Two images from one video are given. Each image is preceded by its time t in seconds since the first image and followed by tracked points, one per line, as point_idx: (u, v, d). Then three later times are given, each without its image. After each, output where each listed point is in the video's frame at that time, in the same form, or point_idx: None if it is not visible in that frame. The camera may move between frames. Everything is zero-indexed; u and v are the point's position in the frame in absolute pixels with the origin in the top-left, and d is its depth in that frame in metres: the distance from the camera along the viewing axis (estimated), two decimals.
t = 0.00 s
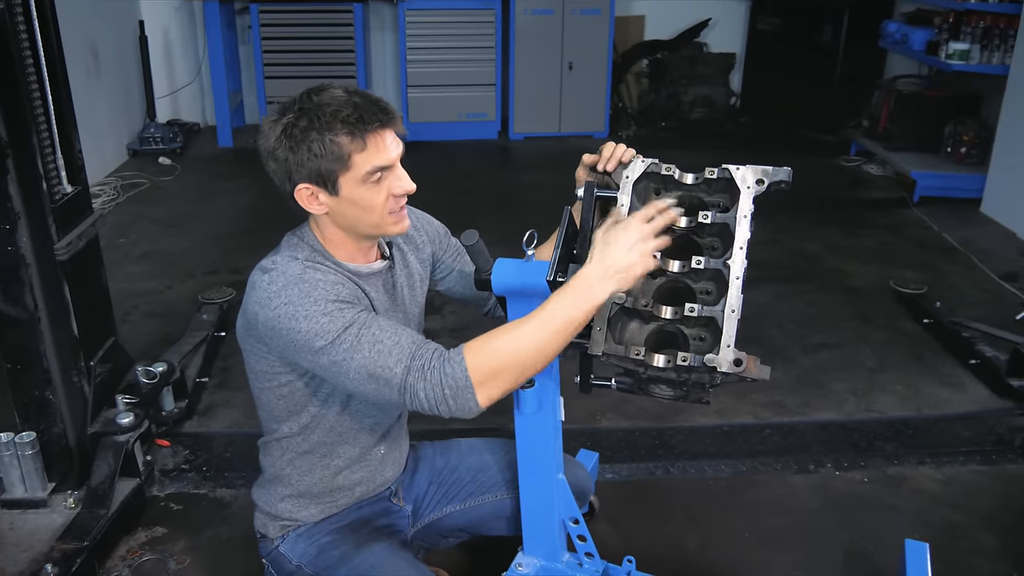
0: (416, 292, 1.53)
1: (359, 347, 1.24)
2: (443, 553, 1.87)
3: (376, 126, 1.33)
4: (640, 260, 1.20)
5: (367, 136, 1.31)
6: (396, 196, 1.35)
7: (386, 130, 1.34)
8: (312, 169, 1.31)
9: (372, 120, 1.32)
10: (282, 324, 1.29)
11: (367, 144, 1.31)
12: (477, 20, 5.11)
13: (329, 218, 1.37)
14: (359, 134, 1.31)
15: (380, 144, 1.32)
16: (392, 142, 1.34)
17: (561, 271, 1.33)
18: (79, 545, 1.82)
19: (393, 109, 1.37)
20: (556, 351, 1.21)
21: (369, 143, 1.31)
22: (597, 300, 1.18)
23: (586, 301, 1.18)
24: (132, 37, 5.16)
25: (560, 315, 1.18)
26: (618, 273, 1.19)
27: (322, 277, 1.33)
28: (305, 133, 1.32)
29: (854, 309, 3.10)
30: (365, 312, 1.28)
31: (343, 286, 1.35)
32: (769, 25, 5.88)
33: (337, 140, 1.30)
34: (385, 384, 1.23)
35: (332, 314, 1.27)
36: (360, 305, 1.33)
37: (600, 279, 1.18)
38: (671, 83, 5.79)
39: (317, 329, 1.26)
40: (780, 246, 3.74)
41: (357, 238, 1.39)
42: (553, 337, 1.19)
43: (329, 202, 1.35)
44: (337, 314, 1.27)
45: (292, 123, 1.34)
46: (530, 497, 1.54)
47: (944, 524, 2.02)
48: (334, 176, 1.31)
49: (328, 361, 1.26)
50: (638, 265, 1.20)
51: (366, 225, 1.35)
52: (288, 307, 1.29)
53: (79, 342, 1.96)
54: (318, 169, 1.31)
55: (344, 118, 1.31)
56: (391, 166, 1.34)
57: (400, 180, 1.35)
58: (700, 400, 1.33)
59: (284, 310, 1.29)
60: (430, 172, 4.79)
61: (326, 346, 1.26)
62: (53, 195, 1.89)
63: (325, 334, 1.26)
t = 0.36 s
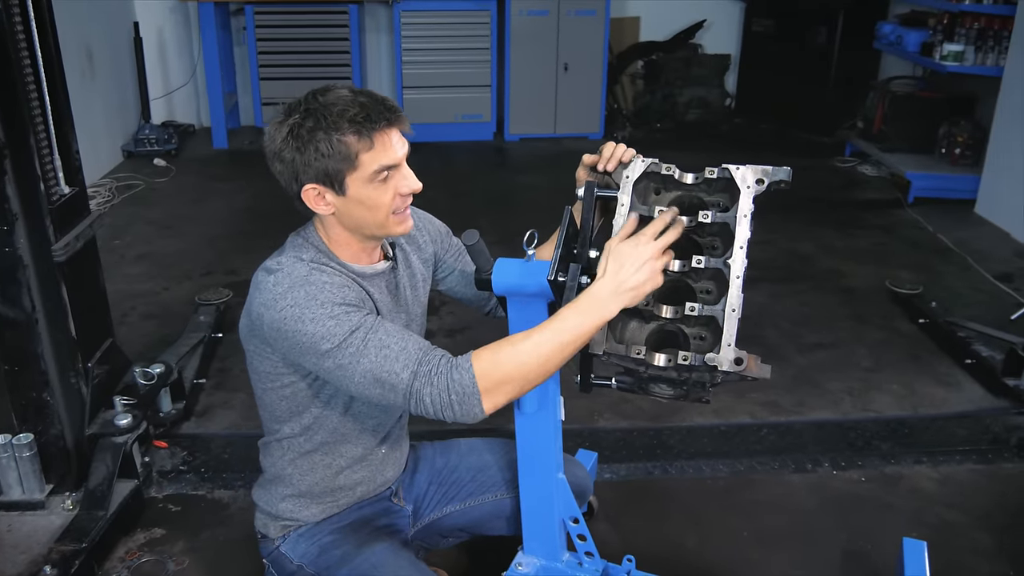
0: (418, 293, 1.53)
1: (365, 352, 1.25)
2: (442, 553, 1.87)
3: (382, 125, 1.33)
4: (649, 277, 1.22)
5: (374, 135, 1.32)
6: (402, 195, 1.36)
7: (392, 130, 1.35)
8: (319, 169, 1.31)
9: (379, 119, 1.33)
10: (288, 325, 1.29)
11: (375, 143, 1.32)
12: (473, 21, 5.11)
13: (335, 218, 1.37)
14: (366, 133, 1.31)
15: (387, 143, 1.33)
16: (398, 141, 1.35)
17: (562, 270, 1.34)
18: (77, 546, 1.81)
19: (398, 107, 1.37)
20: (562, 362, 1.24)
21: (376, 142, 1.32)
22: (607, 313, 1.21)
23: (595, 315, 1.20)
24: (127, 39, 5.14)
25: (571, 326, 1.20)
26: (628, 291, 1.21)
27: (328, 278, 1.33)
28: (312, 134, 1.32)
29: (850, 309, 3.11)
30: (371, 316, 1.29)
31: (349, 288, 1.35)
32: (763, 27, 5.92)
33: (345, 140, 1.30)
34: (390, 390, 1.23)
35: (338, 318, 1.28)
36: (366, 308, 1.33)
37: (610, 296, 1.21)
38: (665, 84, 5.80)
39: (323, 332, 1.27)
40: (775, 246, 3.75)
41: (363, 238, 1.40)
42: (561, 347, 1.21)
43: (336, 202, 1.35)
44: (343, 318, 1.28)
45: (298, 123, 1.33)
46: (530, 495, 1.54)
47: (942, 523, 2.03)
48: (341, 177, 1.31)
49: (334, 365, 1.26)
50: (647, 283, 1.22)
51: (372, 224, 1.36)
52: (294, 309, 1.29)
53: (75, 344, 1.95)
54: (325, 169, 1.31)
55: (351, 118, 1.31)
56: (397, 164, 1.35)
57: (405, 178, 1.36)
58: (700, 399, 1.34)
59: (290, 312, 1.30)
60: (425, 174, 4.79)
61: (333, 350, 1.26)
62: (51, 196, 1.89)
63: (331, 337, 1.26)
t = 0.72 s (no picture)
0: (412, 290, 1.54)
1: (385, 358, 1.26)
2: (439, 551, 1.87)
3: (386, 121, 1.33)
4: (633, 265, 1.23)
5: (376, 130, 1.31)
6: (402, 194, 1.34)
7: (396, 127, 1.34)
8: (320, 159, 1.31)
9: (384, 115, 1.33)
10: (305, 330, 1.29)
11: (376, 137, 1.31)
12: (469, 21, 5.11)
13: (334, 212, 1.36)
14: (369, 127, 1.31)
15: (390, 139, 1.32)
16: (401, 139, 1.34)
17: (562, 270, 1.32)
18: (74, 547, 1.81)
19: (404, 107, 1.38)
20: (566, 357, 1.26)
21: (378, 136, 1.31)
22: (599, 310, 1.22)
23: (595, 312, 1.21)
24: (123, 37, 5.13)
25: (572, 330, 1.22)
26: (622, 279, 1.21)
27: (340, 282, 1.33)
28: (316, 124, 1.31)
29: (846, 308, 3.12)
30: (386, 320, 1.29)
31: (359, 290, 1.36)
32: (760, 27, 5.92)
33: (346, 132, 1.30)
34: (411, 396, 1.25)
35: (356, 323, 1.28)
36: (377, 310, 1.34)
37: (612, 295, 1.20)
38: (662, 84, 5.81)
39: (342, 339, 1.27)
40: (772, 246, 3.76)
41: (361, 236, 1.38)
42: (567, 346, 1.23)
43: (335, 195, 1.34)
44: (360, 323, 1.28)
45: (304, 114, 1.34)
46: (528, 494, 1.53)
47: (938, 523, 2.03)
48: (341, 169, 1.31)
49: (352, 371, 1.27)
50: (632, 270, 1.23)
51: (369, 221, 1.34)
52: (311, 316, 1.29)
53: (72, 343, 1.94)
54: (326, 160, 1.31)
55: (356, 110, 1.31)
56: (398, 162, 1.33)
57: (406, 178, 1.34)
58: (697, 399, 1.34)
59: (307, 316, 1.29)
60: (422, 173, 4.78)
61: (353, 357, 1.27)
62: (47, 195, 1.89)
63: (350, 343, 1.27)
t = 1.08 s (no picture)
0: (413, 295, 1.53)
1: (354, 390, 1.25)
2: (438, 550, 1.87)
3: (403, 128, 1.33)
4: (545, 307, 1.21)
5: (388, 130, 1.32)
6: (389, 201, 1.33)
7: (413, 138, 1.34)
8: (332, 139, 1.34)
9: (404, 122, 1.33)
10: (283, 344, 1.29)
11: (386, 136, 1.32)
12: (466, 19, 5.11)
13: (330, 199, 1.38)
14: (382, 124, 1.32)
15: (398, 143, 1.32)
16: (412, 151, 1.34)
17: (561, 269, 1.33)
18: (73, 545, 1.80)
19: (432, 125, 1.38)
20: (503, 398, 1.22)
21: (388, 136, 1.32)
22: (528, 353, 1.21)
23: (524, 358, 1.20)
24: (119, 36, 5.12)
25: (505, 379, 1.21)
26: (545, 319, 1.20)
27: (327, 298, 1.32)
28: (342, 107, 1.35)
29: (843, 306, 3.12)
30: (366, 349, 1.28)
31: (346, 308, 1.34)
32: (756, 25, 5.97)
33: (359, 120, 1.32)
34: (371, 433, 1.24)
35: (332, 348, 1.27)
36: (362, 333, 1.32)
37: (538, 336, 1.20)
38: (659, 82, 5.80)
39: (316, 361, 1.26)
40: (768, 243, 3.76)
41: (345, 236, 1.37)
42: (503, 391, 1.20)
43: (334, 181, 1.36)
44: (337, 348, 1.27)
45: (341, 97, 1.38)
46: (527, 492, 1.54)
47: (935, 519, 2.04)
48: (344, 154, 1.33)
49: (323, 394, 1.27)
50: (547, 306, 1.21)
51: (350, 217, 1.34)
52: (290, 329, 1.28)
53: (70, 342, 1.94)
54: (335, 141, 1.34)
55: (379, 108, 1.33)
56: (398, 170, 1.33)
57: (401, 189, 1.33)
58: (696, 396, 1.35)
59: (286, 330, 1.29)
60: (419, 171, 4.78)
61: (326, 380, 1.26)
62: (45, 193, 1.90)
63: (323, 366, 1.26)
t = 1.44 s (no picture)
0: (419, 293, 1.54)
1: (360, 389, 1.25)
2: (439, 548, 1.87)
3: (405, 117, 1.34)
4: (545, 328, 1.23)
5: (390, 120, 1.33)
6: (398, 190, 1.33)
7: (415, 127, 1.35)
8: (335, 137, 1.35)
9: (405, 110, 1.34)
10: (291, 341, 1.29)
11: (390, 127, 1.33)
12: (463, 19, 5.11)
13: (338, 195, 1.37)
14: (385, 116, 1.33)
15: (400, 133, 1.33)
16: (414, 139, 1.34)
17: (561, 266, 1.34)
18: (74, 545, 1.81)
19: (432, 115, 1.39)
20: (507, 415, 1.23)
21: (391, 127, 1.33)
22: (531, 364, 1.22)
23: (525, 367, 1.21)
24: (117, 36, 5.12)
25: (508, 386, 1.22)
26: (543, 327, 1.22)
27: (335, 297, 1.33)
28: (341, 105, 1.36)
29: (841, 304, 3.14)
30: (372, 350, 1.28)
31: (353, 307, 1.35)
32: (752, 24, 5.98)
33: (361, 114, 1.33)
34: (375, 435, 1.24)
35: (339, 348, 1.27)
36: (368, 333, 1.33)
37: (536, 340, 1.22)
38: (656, 81, 5.81)
39: (323, 360, 1.27)
40: (766, 242, 3.77)
41: (356, 230, 1.37)
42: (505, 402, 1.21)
43: (341, 177, 1.36)
44: (344, 348, 1.27)
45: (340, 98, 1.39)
46: (528, 490, 1.54)
47: (933, 515, 2.05)
48: (349, 149, 1.33)
49: (329, 393, 1.27)
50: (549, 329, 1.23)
51: (361, 211, 1.34)
52: (297, 327, 1.29)
53: (70, 342, 1.94)
54: (338, 138, 1.34)
55: (379, 100, 1.34)
56: (404, 159, 1.33)
57: (408, 177, 1.33)
58: (696, 392, 1.34)
59: (294, 328, 1.29)
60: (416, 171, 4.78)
61: (332, 379, 1.27)
62: (45, 193, 1.90)
63: (330, 365, 1.27)
